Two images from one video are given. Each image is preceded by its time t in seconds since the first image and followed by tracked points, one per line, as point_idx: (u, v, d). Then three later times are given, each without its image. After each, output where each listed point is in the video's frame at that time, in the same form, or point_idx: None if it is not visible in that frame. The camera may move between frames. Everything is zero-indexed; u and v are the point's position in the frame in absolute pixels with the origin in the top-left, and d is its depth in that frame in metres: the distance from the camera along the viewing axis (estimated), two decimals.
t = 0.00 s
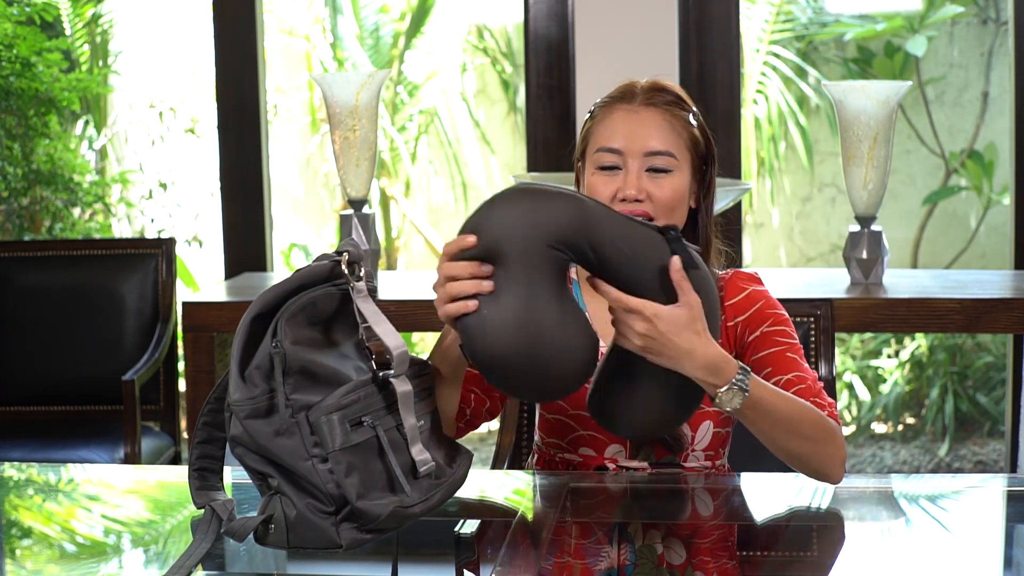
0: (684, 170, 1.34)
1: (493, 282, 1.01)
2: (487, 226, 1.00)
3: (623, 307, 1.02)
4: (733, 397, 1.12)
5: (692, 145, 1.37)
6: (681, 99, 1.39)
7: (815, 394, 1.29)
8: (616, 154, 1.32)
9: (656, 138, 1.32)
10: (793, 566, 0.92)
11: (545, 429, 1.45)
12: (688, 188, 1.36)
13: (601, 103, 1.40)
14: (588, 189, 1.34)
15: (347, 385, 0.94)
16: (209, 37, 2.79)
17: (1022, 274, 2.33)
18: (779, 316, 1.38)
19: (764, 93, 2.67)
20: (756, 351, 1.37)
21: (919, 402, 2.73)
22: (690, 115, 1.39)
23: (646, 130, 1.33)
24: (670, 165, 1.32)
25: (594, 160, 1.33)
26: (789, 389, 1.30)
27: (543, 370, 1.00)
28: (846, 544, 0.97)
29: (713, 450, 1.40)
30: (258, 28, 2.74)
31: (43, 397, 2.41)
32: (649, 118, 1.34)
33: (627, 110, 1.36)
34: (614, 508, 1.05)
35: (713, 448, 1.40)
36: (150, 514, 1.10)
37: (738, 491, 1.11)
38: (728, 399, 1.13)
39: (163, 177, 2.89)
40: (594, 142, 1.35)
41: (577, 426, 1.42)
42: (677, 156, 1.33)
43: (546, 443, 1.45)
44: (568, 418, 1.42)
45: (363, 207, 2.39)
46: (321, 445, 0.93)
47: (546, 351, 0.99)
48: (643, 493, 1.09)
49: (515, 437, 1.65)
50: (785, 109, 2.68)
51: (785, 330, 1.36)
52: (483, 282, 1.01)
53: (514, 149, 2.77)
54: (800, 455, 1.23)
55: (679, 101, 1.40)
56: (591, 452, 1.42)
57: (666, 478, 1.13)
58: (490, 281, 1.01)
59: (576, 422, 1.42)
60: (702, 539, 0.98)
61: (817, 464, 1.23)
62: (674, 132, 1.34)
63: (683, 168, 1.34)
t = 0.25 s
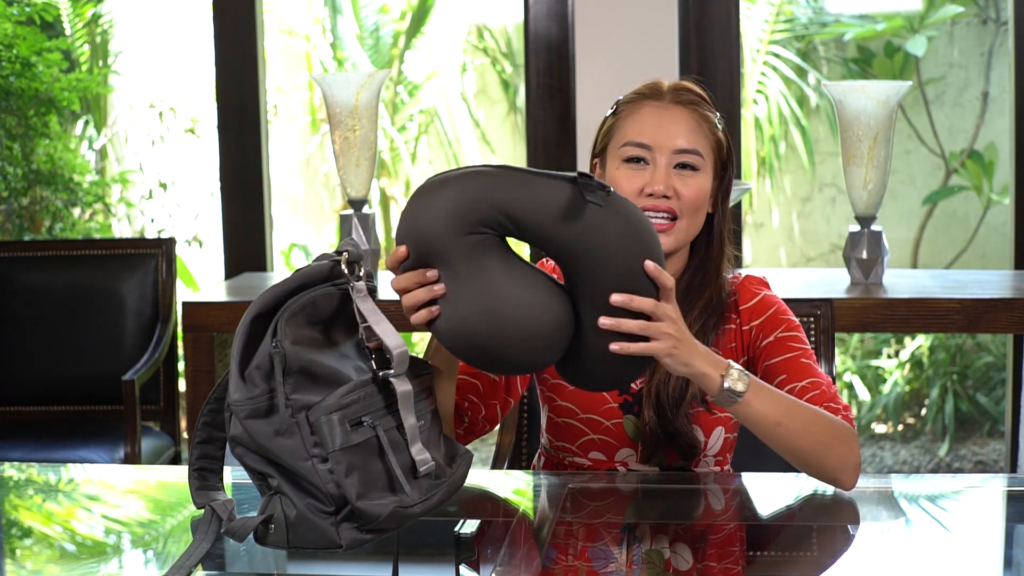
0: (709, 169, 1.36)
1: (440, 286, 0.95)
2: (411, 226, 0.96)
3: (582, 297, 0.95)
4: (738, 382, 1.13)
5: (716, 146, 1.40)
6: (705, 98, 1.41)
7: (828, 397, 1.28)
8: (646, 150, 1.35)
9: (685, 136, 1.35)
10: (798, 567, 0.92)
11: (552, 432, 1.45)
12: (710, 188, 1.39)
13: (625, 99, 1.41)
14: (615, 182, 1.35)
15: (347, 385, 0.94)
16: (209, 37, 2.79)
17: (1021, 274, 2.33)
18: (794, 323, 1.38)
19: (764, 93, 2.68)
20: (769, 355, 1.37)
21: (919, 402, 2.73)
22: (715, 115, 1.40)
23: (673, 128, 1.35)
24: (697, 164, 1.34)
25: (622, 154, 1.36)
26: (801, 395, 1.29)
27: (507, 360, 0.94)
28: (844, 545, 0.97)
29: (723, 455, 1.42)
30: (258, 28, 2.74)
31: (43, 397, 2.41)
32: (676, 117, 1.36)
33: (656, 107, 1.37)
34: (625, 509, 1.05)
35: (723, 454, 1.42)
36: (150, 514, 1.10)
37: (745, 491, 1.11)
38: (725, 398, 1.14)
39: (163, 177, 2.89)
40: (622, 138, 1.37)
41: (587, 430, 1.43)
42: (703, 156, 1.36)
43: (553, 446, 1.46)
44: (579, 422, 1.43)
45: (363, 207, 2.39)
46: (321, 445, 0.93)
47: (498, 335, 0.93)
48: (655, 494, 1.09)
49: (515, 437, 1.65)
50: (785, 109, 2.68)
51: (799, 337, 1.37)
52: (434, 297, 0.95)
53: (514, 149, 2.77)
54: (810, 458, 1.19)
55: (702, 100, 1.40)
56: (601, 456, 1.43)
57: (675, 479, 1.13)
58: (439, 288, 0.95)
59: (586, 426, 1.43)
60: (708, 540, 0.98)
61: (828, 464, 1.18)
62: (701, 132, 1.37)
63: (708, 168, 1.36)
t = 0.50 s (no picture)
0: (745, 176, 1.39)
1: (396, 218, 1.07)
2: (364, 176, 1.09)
3: (529, 224, 1.08)
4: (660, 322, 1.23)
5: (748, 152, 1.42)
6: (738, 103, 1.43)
7: (767, 402, 1.28)
8: (687, 157, 1.37)
9: (725, 144, 1.36)
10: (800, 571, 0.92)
11: (560, 433, 1.47)
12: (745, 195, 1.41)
13: (658, 100, 1.42)
14: (656, 189, 1.37)
15: (347, 386, 0.93)
16: (209, 37, 2.79)
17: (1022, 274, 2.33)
18: (788, 329, 1.37)
19: (764, 93, 2.68)
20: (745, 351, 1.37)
21: (919, 402, 2.73)
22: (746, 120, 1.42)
23: (711, 134, 1.37)
24: (736, 171, 1.37)
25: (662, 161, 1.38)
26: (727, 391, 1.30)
27: (471, 266, 1.04)
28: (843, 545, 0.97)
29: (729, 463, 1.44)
30: (259, 28, 2.74)
31: (42, 398, 2.41)
32: (714, 123, 1.38)
33: (695, 113, 1.39)
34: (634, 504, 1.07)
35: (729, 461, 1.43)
36: (150, 514, 1.10)
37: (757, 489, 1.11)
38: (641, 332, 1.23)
39: (163, 177, 2.89)
40: (662, 144, 1.38)
41: (595, 433, 1.45)
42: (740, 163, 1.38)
43: (562, 447, 1.48)
44: (587, 424, 1.45)
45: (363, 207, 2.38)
46: (321, 445, 0.93)
47: (463, 270, 1.04)
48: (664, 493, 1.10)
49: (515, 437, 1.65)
50: (785, 109, 2.69)
51: (783, 345, 1.35)
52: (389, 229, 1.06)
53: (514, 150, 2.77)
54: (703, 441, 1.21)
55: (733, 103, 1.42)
56: (608, 460, 1.45)
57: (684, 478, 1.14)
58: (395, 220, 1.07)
59: (594, 429, 1.45)
60: (712, 544, 0.97)
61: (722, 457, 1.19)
62: (740, 139, 1.39)
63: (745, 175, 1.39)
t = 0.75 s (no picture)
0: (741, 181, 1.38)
1: (419, 215, 1.11)
2: (387, 172, 1.14)
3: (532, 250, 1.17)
4: (640, 342, 1.28)
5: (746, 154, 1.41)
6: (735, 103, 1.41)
7: (751, 411, 1.27)
8: (678, 170, 1.37)
9: (718, 154, 1.36)
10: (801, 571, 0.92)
11: (564, 435, 1.49)
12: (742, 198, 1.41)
13: (652, 102, 1.41)
14: (648, 201, 1.39)
15: (347, 386, 0.93)
16: (209, 37, 2.79)
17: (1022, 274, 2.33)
18: (783, 328, 1.36)
19: (764, 93, 2.68)
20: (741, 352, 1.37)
21: (919, 402, 2.73)
22: (743, 121, 1.40)
23: (704, 144, 1.36)
24: (730, 180, 1.37)
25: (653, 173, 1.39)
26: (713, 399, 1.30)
27: (485, 272, 1.10)
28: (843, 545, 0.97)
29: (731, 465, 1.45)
30: (259, 28, 2.74)
31: (42, 398, 2.41)
32: (707, 131, 1.37)
33: (686, 121, 1.38)
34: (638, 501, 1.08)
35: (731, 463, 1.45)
36: (150, 514, 1.10)
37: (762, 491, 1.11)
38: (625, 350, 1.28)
39: (162, 177, 2.89)
40: (652, 154, 1.39)
41: (600, 437, 1.46)
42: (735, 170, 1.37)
43: (566, 450, 1.49)
44: (592, 428, 1.46)
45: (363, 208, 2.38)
46: (321, 445, 0.93)
47: (467, 275, 1.10)
48: (670, 495, 1.10)
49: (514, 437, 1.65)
50: (785, 109, 2.69)
51: (777, 347, 1.34)
52: (411, 225, 1.10)
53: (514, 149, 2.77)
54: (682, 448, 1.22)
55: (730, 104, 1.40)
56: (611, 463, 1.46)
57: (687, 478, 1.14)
58: (418, 217, 1.11)
59: (599, 433, 1.46)
60: (715, 544, 0.97)
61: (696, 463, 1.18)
62: (735, 145, 1.37)
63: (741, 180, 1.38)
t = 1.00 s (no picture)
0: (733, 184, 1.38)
1: (424, 214, 1.11)
2: (392, 169, 1.14)
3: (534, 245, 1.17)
4: (640, 342, 1.28)
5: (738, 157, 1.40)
6: (724, 105, 1.40)
7: (750, 411, 1.27)
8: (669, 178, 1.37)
9: (708, 159, 1.35)
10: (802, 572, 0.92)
11: (564, 437, 1.49)
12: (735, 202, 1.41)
13: (641, 109, 1.41)
14: (642, 210, 1.38)
15: (347, 385, 0.93)
16: (209, 37, 2.79)
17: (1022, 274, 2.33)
18: (780, 327, 1.36)
19: (764, 93, 2.68)
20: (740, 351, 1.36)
21: (919, 402, 2.73)
22: (733, 124, 1.40)
23: (694, 151, 1.36)
24: (723, 184, 1.36)
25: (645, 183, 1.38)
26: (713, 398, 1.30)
27: (485, 272, 1.10)
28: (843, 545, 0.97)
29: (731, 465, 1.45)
30: (259, 28, 2.74)
31: (43, 398, 2.41)
32: (696, 138, 1.36)
33: (674, 129, 1.37)
34: (638, 501, 1.08)
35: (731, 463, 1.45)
36: (150, 514, 1.10)
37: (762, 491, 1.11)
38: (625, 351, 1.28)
39: (162, 177, 2.89)
40: (642, 164, 1.38)
41: (600, 438, 1.46)
42: (727, 175, 1.37)
43: (566, 452, 1.49)
44: (592, 430, 1.46)
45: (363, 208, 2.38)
46: (321, 445, 0.93)
47: (468, 276, 1.10)
48: (671, 495, 1.10)
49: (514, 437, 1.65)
50: (785, 109, 2.69)
51: (775, 346, 1.34)
52: (416, 223, 1.11)
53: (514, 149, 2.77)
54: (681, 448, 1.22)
55: (720, 109, 1.40)
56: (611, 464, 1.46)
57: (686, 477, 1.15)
58: (423, 215, 1.11)
59: (599, 434, 1.46)
60: (716, 544, 0.97)
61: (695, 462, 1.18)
62: (725, 149, 1.37)
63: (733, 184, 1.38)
